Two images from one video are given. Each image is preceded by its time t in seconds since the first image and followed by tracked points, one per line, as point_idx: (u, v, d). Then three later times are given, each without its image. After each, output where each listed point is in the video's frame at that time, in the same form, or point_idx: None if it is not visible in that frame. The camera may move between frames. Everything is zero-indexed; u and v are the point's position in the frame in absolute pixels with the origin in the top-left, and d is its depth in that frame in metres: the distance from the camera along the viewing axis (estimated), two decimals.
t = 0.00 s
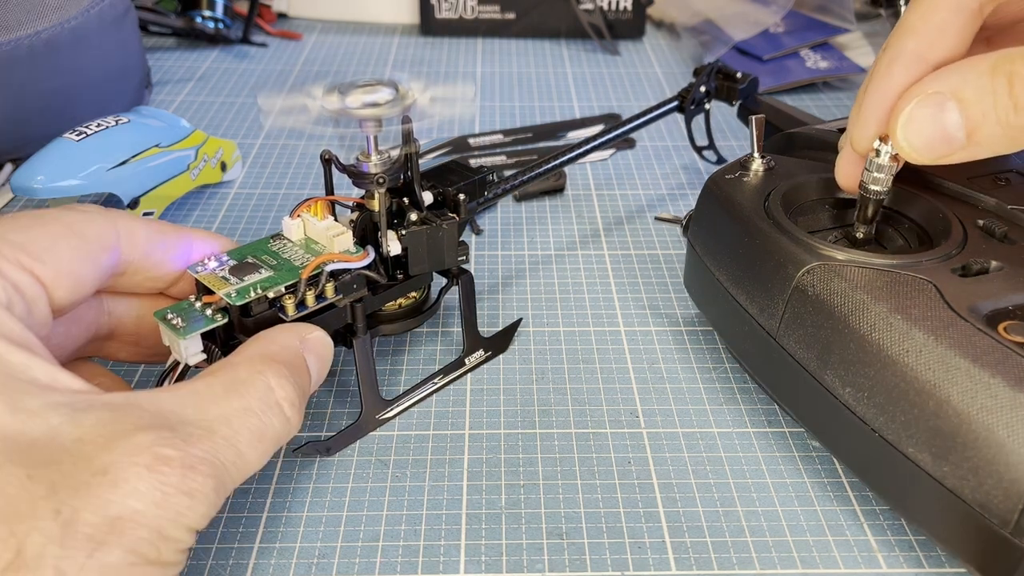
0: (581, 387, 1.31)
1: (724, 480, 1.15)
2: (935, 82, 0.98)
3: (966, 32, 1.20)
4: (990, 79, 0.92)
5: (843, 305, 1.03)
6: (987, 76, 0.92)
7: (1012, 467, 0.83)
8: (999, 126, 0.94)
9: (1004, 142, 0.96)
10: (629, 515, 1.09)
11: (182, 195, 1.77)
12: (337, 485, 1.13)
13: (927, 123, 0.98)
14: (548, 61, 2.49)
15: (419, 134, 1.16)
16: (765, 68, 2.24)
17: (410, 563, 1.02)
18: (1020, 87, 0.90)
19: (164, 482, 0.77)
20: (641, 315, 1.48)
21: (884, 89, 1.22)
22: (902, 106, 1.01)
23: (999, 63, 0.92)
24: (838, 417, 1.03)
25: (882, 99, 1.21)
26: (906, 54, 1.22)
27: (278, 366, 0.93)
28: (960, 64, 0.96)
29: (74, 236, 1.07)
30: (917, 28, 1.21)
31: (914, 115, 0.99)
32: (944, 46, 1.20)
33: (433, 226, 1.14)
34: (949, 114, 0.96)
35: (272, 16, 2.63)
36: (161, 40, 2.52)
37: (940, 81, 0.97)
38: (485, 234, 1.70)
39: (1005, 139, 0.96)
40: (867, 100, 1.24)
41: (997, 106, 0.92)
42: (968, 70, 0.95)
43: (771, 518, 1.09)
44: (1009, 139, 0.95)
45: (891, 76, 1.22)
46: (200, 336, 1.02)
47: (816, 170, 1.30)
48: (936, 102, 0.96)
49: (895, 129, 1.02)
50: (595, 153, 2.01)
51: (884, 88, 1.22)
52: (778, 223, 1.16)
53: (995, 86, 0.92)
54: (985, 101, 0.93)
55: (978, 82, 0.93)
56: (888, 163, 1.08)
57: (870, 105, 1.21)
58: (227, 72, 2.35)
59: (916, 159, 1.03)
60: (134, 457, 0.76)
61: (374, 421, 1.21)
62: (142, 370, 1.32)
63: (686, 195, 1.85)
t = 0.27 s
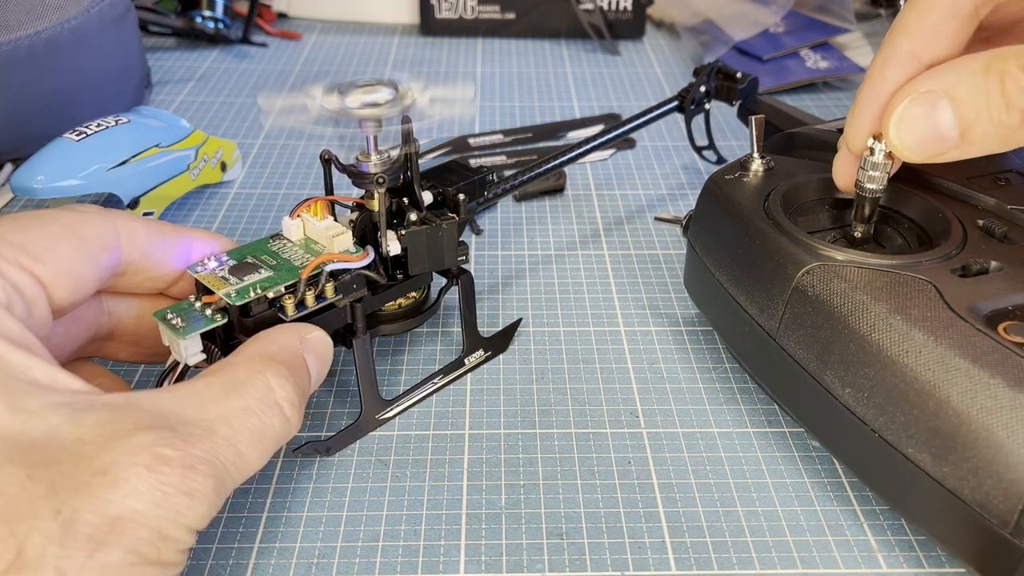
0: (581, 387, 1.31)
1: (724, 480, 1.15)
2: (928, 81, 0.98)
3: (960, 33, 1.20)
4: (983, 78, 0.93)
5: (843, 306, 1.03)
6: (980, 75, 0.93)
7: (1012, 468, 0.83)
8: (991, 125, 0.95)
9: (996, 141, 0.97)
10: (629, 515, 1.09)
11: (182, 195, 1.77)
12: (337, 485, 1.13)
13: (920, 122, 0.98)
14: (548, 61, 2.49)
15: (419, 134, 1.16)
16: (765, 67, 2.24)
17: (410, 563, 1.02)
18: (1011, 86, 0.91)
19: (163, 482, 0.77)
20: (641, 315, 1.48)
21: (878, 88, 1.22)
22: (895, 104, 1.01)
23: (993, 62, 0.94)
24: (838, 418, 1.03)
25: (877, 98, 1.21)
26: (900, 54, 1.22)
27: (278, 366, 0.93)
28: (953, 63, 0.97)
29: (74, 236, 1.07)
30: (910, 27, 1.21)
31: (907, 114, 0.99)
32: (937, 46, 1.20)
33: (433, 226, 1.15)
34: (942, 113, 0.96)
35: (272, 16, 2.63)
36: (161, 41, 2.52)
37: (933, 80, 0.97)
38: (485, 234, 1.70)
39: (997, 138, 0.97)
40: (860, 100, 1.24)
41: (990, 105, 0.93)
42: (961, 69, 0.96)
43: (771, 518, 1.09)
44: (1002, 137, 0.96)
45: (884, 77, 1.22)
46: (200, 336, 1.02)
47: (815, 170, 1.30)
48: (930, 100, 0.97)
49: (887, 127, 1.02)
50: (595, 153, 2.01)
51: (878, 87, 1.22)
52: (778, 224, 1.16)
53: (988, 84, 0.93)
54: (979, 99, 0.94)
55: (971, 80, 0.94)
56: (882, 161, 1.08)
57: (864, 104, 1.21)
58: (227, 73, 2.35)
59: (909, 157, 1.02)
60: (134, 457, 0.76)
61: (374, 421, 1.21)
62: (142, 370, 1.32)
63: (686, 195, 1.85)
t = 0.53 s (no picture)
0: (581, 387, 1.31)
1: (724, 480, 1.15)
2: (928, 81, 0.98)
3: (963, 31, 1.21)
4: (984, 77, 0.94)
5: (843, 306, 1.03)
6: (980, 75, 0.94)
7: (1012, 468, 0.83)
8: (992, 125, 0.95)
9: (997, 142, 0.97)
10: (629, 515, 1.09)
11: (182, 195, 1.76)
12: (337, 485, 1.13)
13: (922, 122, 0.97)
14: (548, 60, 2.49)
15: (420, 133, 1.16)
16: (765, 67, 2.24)
17: (410, 563, 1.02)
18: (1012, 85, 0.92)
19: (163, 482, 0.77)
20: (641, 315, 1.48)
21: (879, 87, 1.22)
22: (896, 105, 1.01)
23: (993, 62, 0.94)
24: (838, 418, 1.03)
25: (877, 97, 1.21)
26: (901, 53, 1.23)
27: (277, 366, 0.93)
28: (952, 64, 0.97)
29: (74, 236, 1.06)
30: (912, 28, 1.22)
31: (908, 114, 0.98)
32: (938, 45, 1.21)
33: (433, 225, 1.15)
34: (942, 113, 0.96)
35: (272, 16, 2.62)
36: (161, 41, 2.52)
37: (933, 81, 0.97)
38: (485, 234, 1.70)
39: (998, 139, 0.97)
40: (861, 100, 1.24)
41: (990, 104, 0.94)
42: (961, 69, 0.96)
43: (771, 518, 1.09)
44: (1002, 137, 0.96)
45: (884, 77, 1.23)
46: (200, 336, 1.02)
47: (815, 169, 1.30)
48: (930, 101, 0.97)
49: (888, 128, 1.02)
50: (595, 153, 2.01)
51: (879, 87, 1.22)
52: (778, 224, 1.16)
53: (988, 84, 0.93)
54: (980, 99, 0.94)
55: (972, 80, 0.94)
56: (883, 160, 1.08)
57: (865, 103, 1.22)
58: (227, 72, 2.35)
59: (911, 158, 1.02)
60: (133, 458, 0.76)
61: (373, 421, 1.21)
62: (142, 370, 1.32)
63: (686, 195, 1.85)
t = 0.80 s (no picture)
0: (581, 387, 1.31)
1: (724, 480, 1.15)
2: (930, 82, 0.98)
3: (965, 31, 1.21)
4: (987, 79, 0.94)
5: (843, 305, 1.03)
6: (983, 76, 0.94)
7: (1012, 468, 0.83)
8: (994, 127, 0.95)
9: (998, 145, 0.97)
10: (629, 515, 1.09)
11: (182, 195, 1.76)
12: (337, 485, 1.13)
13: (922, 123, 0.98)
14: (548, 60, 2.49)
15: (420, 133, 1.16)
16: (765, 67, 2.24)
17: (410, 563, 1.02)
18: (1016, 88, 0.92)
19: (163, 483, 0.77)
20: (641, 315, 1.48)
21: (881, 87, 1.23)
22: (897, 105, 1.02)
23: (996, 64, 0.94)
24: (839, 418, 1.03)
25: (878, 97, 1.21)
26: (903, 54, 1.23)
27: (277, 366, 0.93)
28: (957, 65, 0.98)
29: (73, 236, 1.06)
30: (914, 28, 1.22)
31: (909, 114, 0.99)
32: (940, 45, 1.21)
33: (433, 225, 1.15)
34: (944, 114, 0.96)
35: (272, 16, 2.62)
36: (161, 41, 2.52)
37: (936, 82, 0.98)
38: (485, 234, 1.70)
39: (999, 142, 0.97)
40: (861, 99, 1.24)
41: (993, 106, 0.94)
42: (964, 71, 0.96)
43: (771, 518, 1.09)
44: (1005, 139, 0.96)
45: (884, 76, 1.24)
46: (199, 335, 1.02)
47: (815, 169, 1.30)
48: (932, 101, 0.97)
49: (889, 128, 1.03)
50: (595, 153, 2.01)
51: (880, 87, 1.23)
52: (778, 224, 1.16)
53: (991, 85, 0.93)
54: (982, 101, 0.94)
55: (974, 82, 0.94)
56: (884, 161, 1.08)
57: (866, 103, 1.22)
58: (227, 72, 2.35)
59: (912, 158, 1.03)
60: (133, 458, 0.76)
61: (373, 421, 1.21)
62: (142, 370, 1.32)
63: (686, 195, 1.85)
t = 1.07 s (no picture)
0: (581, 387, 1.31)
1: (724, 480, 1.15)
2: (929, 83, 0.98)
3: (964, 31, 1.21)
4: (986, 80, 0.94)
5: (843, 305, 1.03)
6: (982, 77, 0.94)
7: (1012, 468, 0.83)
8: (992, 128, 0.95)
9: (996, 146, 0.97)
10: (629, 515, 1.09)
11: (182, 195, 1.76)
12: (337, 485, 1.13)
13: (921, 124, 0.97)
14: (548, 60, 2.49)
15: (420, 133, 1.16)
16: (765, 67, 2.24)
17: (410, 563, 1.02)
18: (1014, 89, 0.92)
19: (162, 482, 0.77)
20: (641, 315, 1.48)
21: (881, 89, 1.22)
22: (895, 106, 1.01)
23: (994, 65, 0.94)
24: (839, 418, 1.03)
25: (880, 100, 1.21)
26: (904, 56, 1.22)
27: (277, 366, 0.93)
28: (954, 66, 0.98)
29: (72, 236, 1.06)
30: (914, 29, 1.21)
31: (907, 116, 0.99)
32: (940, 45, 1.21)
33: (433, 226, 1.15)
34: (942, 115, 0.96)
35: (272, 16, 2.63)
36: (161, 41, 2.52)
37: (933, 83, 0.98)
38: (485, 234, 1.70)
39: (998, 143, 0.97)
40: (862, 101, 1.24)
41: (991, 107, 0.94)
42: (962, 72, 0.96)
43: (771, 518, 1.09)
44: (1002, 141, 0.96)
45: (885, 78, 1.23)
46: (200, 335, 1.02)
47: (815, 169, 1.30)
48: (931, 102, 0.97)
49: (888, 129, 1.02)
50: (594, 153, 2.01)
51: (880, 89, 1.22)
52: (778, 224, 1.16)
53: (990, 86, 0.93)
54: (980, 101, 0.94)
55: (973, 82, 0.94)
56: (884, 160, 1.08)
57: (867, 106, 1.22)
58: (227, 72, 2.35)
59: (908, 159, 1.02)
60: (132, 458, 0.76)
61: (373, 421, 1.21)
62: (141, 370, 1.32)
63: (686, 195, 1.85)
